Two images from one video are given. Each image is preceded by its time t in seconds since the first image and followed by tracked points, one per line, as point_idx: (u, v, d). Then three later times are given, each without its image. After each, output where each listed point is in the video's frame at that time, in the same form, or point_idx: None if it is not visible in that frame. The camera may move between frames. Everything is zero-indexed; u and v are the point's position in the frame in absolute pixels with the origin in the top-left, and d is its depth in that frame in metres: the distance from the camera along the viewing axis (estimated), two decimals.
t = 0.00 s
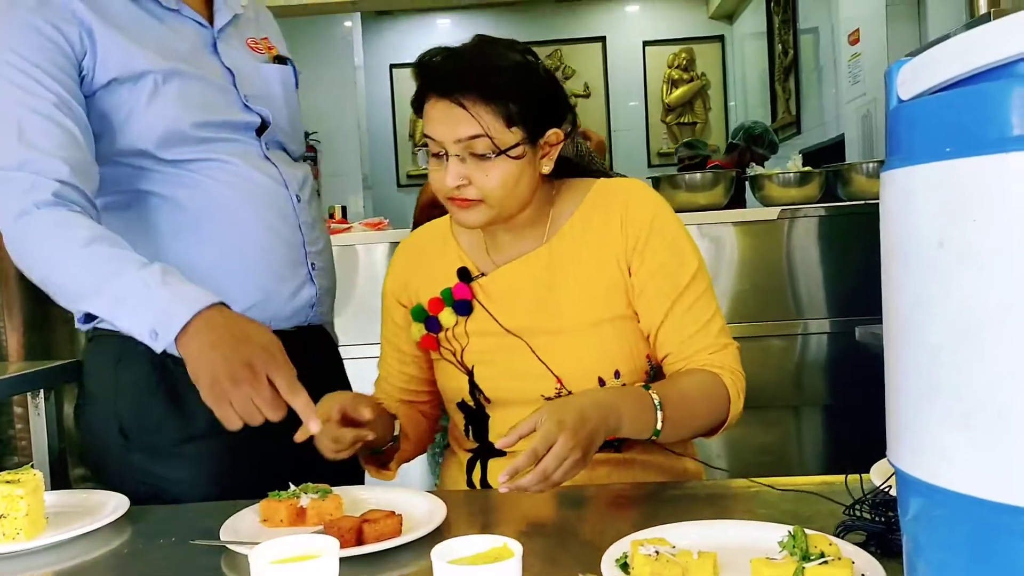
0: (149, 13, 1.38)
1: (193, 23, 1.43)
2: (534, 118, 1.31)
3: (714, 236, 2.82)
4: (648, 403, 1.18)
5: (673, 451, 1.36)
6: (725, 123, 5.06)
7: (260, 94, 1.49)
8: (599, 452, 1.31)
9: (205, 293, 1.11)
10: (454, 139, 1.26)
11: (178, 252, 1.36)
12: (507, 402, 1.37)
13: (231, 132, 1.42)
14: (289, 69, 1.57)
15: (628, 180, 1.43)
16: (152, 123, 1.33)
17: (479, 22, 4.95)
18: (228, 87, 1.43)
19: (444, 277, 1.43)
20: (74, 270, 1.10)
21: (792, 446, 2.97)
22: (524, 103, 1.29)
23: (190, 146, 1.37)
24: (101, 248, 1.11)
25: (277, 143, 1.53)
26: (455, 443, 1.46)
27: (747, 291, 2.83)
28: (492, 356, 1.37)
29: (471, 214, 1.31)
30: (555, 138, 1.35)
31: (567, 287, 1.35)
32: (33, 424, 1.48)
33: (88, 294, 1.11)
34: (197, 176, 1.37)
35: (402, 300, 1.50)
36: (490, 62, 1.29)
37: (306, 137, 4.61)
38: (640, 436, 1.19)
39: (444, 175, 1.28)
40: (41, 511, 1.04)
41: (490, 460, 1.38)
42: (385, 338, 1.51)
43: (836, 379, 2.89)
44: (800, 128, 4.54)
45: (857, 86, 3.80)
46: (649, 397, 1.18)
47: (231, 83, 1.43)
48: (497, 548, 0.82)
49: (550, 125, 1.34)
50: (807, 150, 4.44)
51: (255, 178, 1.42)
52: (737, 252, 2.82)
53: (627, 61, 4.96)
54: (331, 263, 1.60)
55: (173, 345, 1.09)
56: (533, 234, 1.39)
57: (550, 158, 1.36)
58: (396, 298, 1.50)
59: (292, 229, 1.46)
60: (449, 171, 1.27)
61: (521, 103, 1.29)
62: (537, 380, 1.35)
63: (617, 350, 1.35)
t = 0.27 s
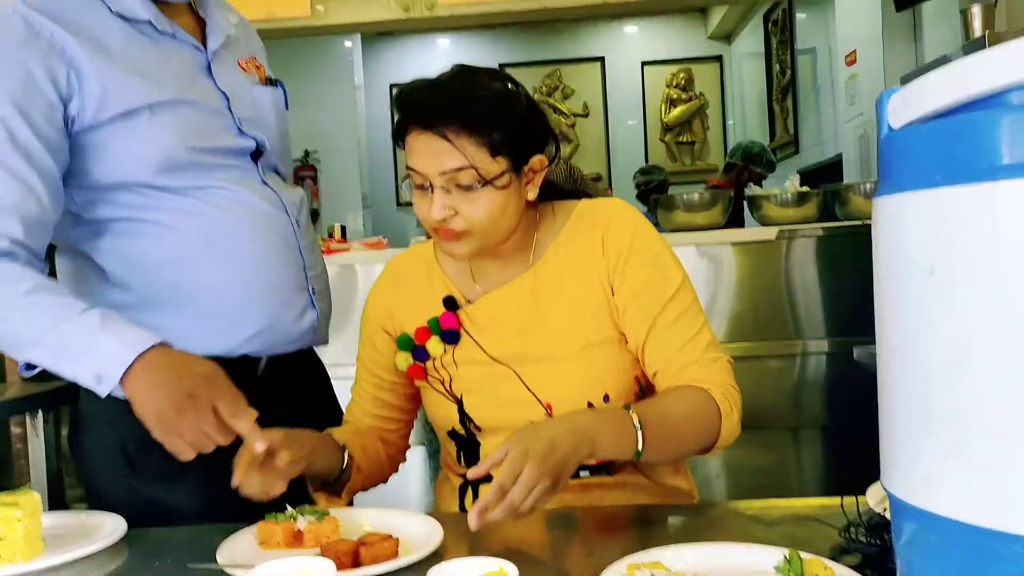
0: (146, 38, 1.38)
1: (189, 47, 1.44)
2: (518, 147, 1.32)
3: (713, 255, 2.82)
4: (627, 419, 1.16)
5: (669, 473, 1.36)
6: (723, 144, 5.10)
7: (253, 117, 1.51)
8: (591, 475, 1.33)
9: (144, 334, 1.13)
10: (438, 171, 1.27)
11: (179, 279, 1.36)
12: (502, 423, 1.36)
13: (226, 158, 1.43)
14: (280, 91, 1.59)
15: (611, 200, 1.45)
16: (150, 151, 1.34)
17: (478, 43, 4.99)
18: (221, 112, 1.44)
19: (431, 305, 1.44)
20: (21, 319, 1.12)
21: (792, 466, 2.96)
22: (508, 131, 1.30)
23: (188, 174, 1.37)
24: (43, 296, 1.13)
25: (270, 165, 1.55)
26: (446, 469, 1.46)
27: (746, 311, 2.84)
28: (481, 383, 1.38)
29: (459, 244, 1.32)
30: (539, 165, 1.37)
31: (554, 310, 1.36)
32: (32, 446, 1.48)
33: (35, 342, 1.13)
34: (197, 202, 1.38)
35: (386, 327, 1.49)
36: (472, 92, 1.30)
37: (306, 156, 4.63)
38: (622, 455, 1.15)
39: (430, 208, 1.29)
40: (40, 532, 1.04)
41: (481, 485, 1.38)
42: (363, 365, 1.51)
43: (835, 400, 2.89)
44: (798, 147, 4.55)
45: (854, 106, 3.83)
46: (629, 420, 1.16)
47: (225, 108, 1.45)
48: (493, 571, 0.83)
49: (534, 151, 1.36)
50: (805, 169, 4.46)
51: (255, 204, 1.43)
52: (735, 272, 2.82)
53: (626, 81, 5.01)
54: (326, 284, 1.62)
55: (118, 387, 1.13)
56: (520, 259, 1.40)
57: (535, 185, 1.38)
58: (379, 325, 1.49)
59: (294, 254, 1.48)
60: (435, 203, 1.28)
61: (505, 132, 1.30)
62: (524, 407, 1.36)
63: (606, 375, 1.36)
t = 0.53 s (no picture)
0: (152, 67, 1.41)
1: (196, 76, 1.46)
2: (513, 179, 1.33)
3: (714, 276, 2.83)
4: (598, 452, 1.15)
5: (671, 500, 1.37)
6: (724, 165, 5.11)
7: (259, 143, 1.52)
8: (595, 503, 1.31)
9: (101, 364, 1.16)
10: (432, 203, 1.29)
11: (179, 307, 1.37)
12: (505, 445, 1.38)
13: (228, 186, 1.44)
14: (289, 117, 1.61)
15: (614, 226, 1.45)
16: (153, 181, 1.36)
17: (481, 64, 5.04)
18: (226, 140, 1.45)
19: (432, 332, 1.45)
20: None
21: (793, 487, 2.96)
22: (506, 162, 1.32)
23: (187, 203, 1.39)
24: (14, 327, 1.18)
25: (275, 191, 1.56)
26: (449, 492, 1.48)
27: (745, 332, 2.85)
28: (483, 410, 1.39)
29: (456, 275, 1.33)
30: (537, 196, 1.38)
31: (552, 336, 1.37)
32: (35, 469, 1.49)
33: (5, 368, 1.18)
34: (199, 231, 1.39)
35: (386, 349, 1.50)
36: (473, 122, 1.32)
37: (310, 175, 4.66)
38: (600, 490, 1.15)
39: (425, 239, 1.31)
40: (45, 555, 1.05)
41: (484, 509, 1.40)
42: (359, 387, 1.51)
43: (836, 420, 2.90)
44: (798, 169, 4.58)
45: (854, 128, 3.86)
46: (600, 449, 1.15)
47: (231, 136, 1.46)
48: None
49: (531, 182, 1.37)
50: (805, 190, 4.48)
51: (258, 232, 1.44)
52: (736, 293, 2.83)
53: (628, 102, 5.05)
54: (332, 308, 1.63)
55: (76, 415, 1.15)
56: (521, 286, 1.41)
57: (532, 215, 1.39)
58: (378, 347, 1.50)
59: (298, 281, 1.49)
60: (431, 234, 1.30)
61: (500, 164, 1.31)
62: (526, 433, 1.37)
63: (606, 402, 1.37)
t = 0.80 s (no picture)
0: (152, 78, 1.43)
1: (198, 87, 1.48)
2: (512, 192, 1.34)
3: (712, 283, 2.84)
4: (587, 471, 1.14)
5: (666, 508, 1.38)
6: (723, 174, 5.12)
7: (259, 156, 1.54)
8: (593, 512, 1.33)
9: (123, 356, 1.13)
10: (430, 215, 1.30)
11: (174, 314, 1.38)
12: (503, 452, 1.39)
13: (227, 195, 1.46)
14: (293, 129, 1.62)
15: (617, 239, 1.45)
16: (149, 190, 1.37)
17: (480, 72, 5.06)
18: (227, 150, 1.46)
19: (434, 344, 1.46)
20: (15, 343, 1.16)
21: (791, 495, 2.96)
22: (505, 176, 1.32)
23: (186, 212, 1.40)
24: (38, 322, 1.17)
25: (275, 203, 1.57)
26: (448, 499, 1.48)
27: (743, 340, 2.86)
28: (482, 419, 1.40)
29: (454, 289, 1.34)
30: (537, 210, 1.39)
31: (549, 345, 1.38)
32: (34, 475, 1.50)
33: (25, 364, 1.17)
34: (194, 240, 1.40)
35: (391, 360, 1.51)
36: (474, 134, 1.32)
37: (310, 183, 4.67)
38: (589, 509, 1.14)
39: (425, 251, 1.32)
40: (42, 560, 1.05)
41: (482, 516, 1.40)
42: (369, 397, 1.53)
43: (834, 428, 2.90)
44: (796, 177, 4.59)
45: (852, 137, 3.87)
46: (589, 469, 1.15)
47: (231, 147, 1.47)
48: None
49: (531, 196, 1.38)
50: (804, 199, 4.48)
51: (253, 241, 1.45)
52: (734, 300, 2.85)
53: (627, 110, 5.07)
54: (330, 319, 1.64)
55: (98, 402, 1.13)
56: (521, 296, 1.42)
57: (531, 227, 1.40)
58: (383, 358, 1.51)
59: (293, 291, 1.51)
60: (430, 246, 1.31)
61: (498, 178, 1.32)
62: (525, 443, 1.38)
63: (602, 413, 1.38)
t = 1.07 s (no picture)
0: (165, 81, 1.45)
1: (207, 91, 1.50)
2: (517, 199, 1.35)
3: (711, 285, 2.86)
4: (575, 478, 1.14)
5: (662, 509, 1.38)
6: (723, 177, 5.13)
7: (268, 159, 1.55)
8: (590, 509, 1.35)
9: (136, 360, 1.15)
10: (436, 219, 1.31)
11: (177, 312, 1.40)
12: (501, 451, 1.40)
13: (233, 197, 1.47)
14: (299, 135, 1.65)
15: (615, 239, 1.46)
16: (155, 190, 1.39)
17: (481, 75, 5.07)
18: (235, 153, 1.48)
19: (434, 344, 1.47)
20: (29, 338, 1.16)
21: (789, 497, 2.97)
22: (509, 182, 1.33)
23: (192, 211, 1.42)
24: (53, 318, 1.18)
25: (281, 206, 1.59)
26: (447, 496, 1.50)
27: (741, 342, 2.87)
28: (481, 418, 1.41)
29: (457, 289, 1.37)
30: (540, 215, 1.40)
31: (544, 344, 1.40)
32: (35, 474, 1.51)
33: (35, 360, 1.16)
34: (198, 239, 1.42)
35: (392, 361, 1.52)
36: (479, 139, 1.33)
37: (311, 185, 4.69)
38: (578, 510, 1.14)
39: (430, 255, 1.34)
40: (42, 558, 1.06)
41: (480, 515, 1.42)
42: (374, 398, 1.54)
43: (832, 431, 2.91)
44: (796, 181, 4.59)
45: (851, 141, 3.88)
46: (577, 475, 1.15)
47: (238, 150, 1.49)
48: None
49: (535, 201, 1.39)
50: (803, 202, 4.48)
51: (255, 242, 1.47)
52: (733, 303, 2.86)
53: (627, 114, 5.08)
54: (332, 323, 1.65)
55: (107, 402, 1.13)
56: (521, 298, 1.43)
57: (534, 232, 1.41)
58: (386, 359, 1.53)
59: (295, 293, 1.52)
60: (434, 249, 1.33)
61: (503, 184, 1.33)
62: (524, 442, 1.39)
63: (599, 412, 1.39)
